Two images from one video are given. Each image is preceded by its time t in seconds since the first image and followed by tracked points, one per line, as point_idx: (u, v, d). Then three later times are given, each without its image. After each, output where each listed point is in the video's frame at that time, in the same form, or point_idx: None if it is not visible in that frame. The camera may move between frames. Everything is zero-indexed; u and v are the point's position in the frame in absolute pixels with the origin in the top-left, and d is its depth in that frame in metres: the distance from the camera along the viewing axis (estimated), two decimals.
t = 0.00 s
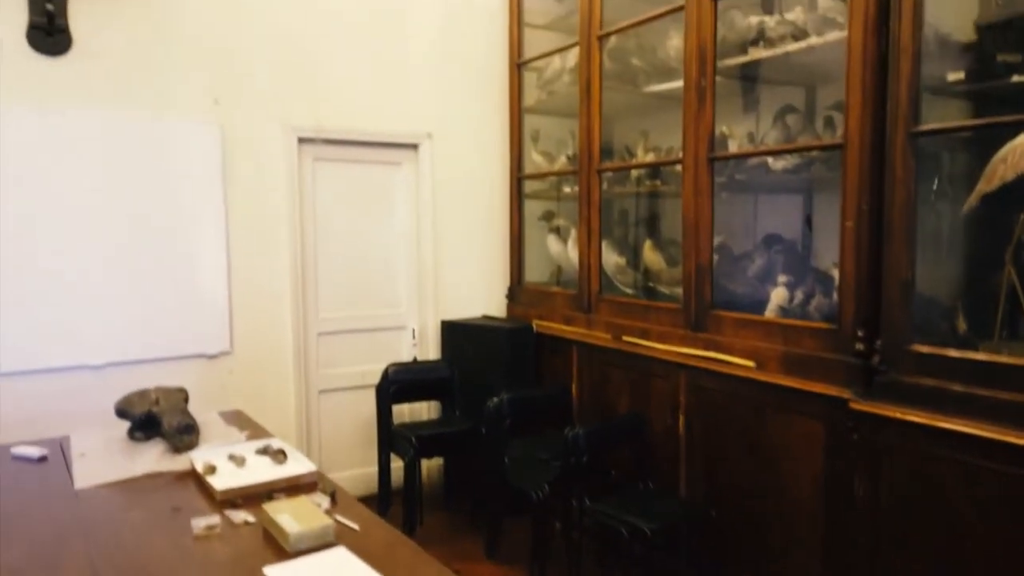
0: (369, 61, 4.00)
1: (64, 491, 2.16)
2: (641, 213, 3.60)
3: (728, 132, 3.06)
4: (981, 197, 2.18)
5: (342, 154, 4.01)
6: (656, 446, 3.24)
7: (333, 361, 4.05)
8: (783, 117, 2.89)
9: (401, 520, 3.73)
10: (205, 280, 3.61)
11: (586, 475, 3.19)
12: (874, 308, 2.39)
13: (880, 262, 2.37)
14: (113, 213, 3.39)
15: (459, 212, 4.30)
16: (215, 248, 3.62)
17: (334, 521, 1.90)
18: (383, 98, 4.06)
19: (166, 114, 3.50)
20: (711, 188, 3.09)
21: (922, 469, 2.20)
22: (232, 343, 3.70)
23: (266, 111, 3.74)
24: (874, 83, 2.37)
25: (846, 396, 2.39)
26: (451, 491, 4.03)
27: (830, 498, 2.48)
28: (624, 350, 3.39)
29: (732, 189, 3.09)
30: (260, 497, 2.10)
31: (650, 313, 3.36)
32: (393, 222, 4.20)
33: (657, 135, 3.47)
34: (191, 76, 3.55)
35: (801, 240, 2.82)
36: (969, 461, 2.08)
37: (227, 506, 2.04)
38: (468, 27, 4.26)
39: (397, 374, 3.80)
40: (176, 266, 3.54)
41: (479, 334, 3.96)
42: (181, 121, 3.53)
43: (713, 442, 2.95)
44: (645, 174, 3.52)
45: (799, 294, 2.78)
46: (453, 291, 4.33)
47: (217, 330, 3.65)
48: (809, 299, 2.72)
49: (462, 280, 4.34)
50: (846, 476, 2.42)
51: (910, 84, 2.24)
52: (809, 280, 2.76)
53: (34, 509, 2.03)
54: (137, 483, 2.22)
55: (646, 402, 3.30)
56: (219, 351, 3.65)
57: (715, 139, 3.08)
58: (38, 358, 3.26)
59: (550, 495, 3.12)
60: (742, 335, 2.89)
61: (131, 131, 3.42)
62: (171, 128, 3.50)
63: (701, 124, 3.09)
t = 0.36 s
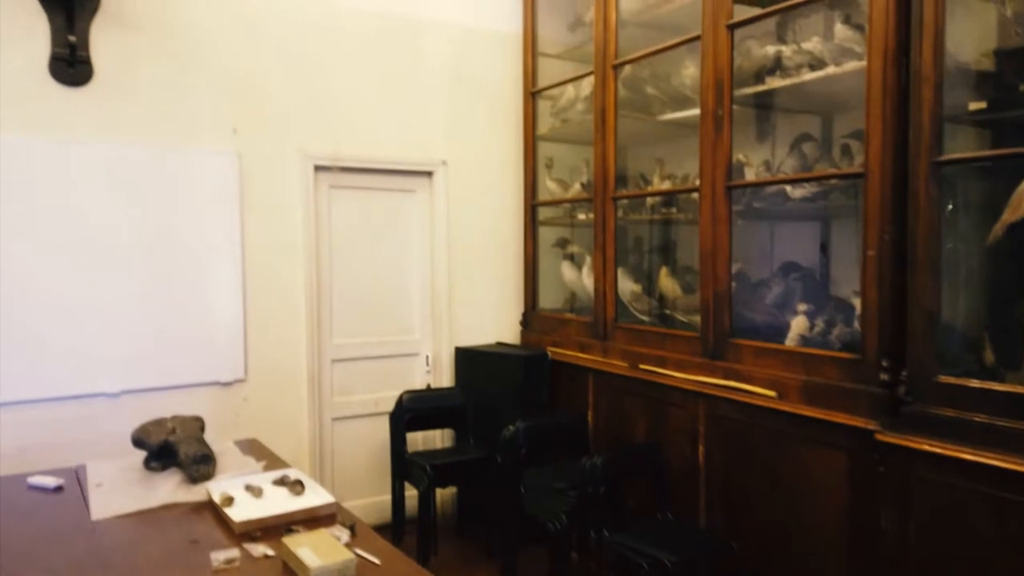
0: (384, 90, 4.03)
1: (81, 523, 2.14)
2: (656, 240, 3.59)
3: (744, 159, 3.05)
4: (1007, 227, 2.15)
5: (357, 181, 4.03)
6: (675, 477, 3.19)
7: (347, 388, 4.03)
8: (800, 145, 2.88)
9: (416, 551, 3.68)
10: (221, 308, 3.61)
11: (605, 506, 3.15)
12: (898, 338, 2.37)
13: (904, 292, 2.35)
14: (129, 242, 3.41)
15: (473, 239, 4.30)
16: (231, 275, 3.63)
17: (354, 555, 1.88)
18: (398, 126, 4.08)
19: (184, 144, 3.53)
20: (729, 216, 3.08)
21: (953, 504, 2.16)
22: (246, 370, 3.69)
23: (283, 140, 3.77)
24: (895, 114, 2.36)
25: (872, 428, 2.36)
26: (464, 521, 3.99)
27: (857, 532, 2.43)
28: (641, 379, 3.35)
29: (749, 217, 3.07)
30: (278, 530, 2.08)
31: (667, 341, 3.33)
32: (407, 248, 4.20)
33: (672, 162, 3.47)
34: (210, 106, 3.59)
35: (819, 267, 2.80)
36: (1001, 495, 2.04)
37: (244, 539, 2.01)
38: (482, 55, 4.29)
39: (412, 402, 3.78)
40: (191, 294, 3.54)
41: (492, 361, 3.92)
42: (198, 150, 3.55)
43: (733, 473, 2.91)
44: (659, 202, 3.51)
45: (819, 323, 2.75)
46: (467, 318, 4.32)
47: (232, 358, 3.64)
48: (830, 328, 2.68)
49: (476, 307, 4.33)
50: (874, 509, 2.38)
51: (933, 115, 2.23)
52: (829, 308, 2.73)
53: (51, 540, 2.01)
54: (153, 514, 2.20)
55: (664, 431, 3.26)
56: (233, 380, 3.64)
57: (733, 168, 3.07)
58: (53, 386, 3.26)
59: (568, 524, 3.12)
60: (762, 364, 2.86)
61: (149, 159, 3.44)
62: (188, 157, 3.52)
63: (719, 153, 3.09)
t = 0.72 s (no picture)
0: (411, 109, 4.04)
1: (115, 543, 2.14)
2: (684, 259, 3.55)
3: (776, 178, 3.02)
4: None
5: (384, 200, 4.04)
6: (707, 499, 3.15)
7: (374, 407, 4.02)
8: (832, 163, 2.85)
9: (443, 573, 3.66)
10: (250, 326, 3.63)
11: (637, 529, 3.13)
12: (939, 360, 2.33)
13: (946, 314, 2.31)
14: (161, 262, 3.44)
15: (500, 257, 4.30)
16: (260, 295, 3.64)
17: None
18: (425, 144, 4.09)
19: (215, 164, 3.56)
20: (761, 235, 3.03)
21: (1002, 532, 2.12)
22: (274, 389, 3.70)
23: (312, 159, 3.79)
24: (935, 133, 2.33)
25: (915, 454, 2.32)
26: (491, 541, 3.96)
27: (901, 560, 2.38)
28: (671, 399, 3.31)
29: (781, 236, 3.03)
30: (311, 552, 2.06)
31: (697, 361, 3.29)
32: (434, 266, 4.20)
33: (701, 181, 3.44)
34: (240, 127, 3.62)
35: (854, 287, 2.76)
36: None
37: (278, 562, 2.00)
38: (508, 74, 4.30)
39: (439, 421, 3.78)
40: (221, 313, 3.56)
41: (517, 379, 3.89)
42: (228, 171, 3.58)
43: (768, 496, 2.86)
44: (688, 221, 3.48)
45: (855, 344, 2.70)
46: (493, 336, 4.30)
47: (260, 377, 3.65)
48: (867, 349, 2.64)
49: (502, 324, 4.31)
50: (919, 536, 2.34)
51: (976, 134, 2.20)
52: (866, 329, 2.68)
53: (86, 562, 2.01)
54: (187, 535, 2.20)
55: (696, 453, 3.22)
56: (262, 398, 3.65)
57: (766, 186, 3.04)
58: (85, 405, 3.29)
59: (598, 547, 3.00)
60: (796, 385, 2.81)
61: (181, 180, 3.47)
62: (219, 177, 3.55)
63: (751, 172, 3.05)
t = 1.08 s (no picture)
0: (446, 126, 4.07)
1: (157, 559, 2.15)
2: (721, 276, 3.51)
3: (818, 193, 2.97)
4: None
5: (419, 216, 4.05)
6: (748, 521, 3.09)
7: (408, 423, 4.02)
8: (874, 178, 2.80)
9: None
10: (286, 342, 3.65)
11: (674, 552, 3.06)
12: (993, 380, 2.27)
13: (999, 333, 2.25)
14: (200, 279, 3.48)
15: (533, 274, 4.29)
16: (297, 312, 3.67)
17: None
18: (459, 161, 4.11)
19: (253, 183, 3.61)
20: (803, 252, 2.97)
21: None
22: (310, 405, 3.71)
23: (348, 176, 3.82)
24: (985, 148, 2.29)
25: (972, 478, 2.25)
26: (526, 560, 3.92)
27: None
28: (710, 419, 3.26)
29: (825, 253, 2.96)
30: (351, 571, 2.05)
31: (737, 380, 3.24)
32: (468, 283, 4.20)
33: (739, 196, 3.40)
34: (278, 145, 3.67)
35: (899, 304, 2.70)
36: None
37: None
38: (541, 91, 4.31)
39: (473, 438, 3.76)
40: (257, 329, 3.59)
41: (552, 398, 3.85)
42: (265, 189, 3.62)
43: (813, 519, 2.81)
44: (725, 236, 3.44)
45: (902, 363, 2.63)
46: (527, 353, 4.28)
47: (296, 393, 3.67)
48: (915, 368, 2.57)
49: (536, 341, 4.29)
50: (975, 563, 2.28)
51: None
52: (913, 347, 2.61)
53: None
54: (227, 552, 2.20)
55: (736, 473, 3.17)
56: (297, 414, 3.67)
57: (807, 201, 2.98)
58: (126, 420, 3.33)
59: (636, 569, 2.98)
60: (841, 405, 2.75)
61: (220, 198, 3.52)
62: (256, 195, 3.59)
63: (792, 187, 3.00)
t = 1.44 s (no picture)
0: (482, 147, 4.08)
1: None
2: (760, 297, 3.45)
3: (862, 213, 2.91)
4: None
5: (455, 237, 4.06)
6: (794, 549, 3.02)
7: (444, 444, 4.01)
8: (919, 197, 2.73)
9: None
10: (324, 363, 3.68)
11: None
12: None
13: None
14: (240, 300, 3.53)
15: (569, 294, 4.27)
16: (334, 332, 3.70)
17: None
18: (495, 182, 4.12)
19: (293, 205, 3.65)
20: (847, 273, 2.91)
21: None
22: (348, 425, 3.73)
23: (386, 197, 3.86)
24: None
25: None
26: None
27: None
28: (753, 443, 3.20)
29: (870, 274, 2.88)
30: None
31: (779, 403, 3.17)
32: (503, 303, 4.19)
33: (779, 216, 3.35)
34: (317, 168, 3.71)
35: (948, 327, 2.63)
36: None
37: None
38: (577, 111, 4.31)
39: (509, 459, 3.73)
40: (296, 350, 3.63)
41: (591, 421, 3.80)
42: (304, 211, 3.67)
43: (863, 547, 2.74)
44: (766, 257, 3.38)
45: (953, 388, 2.56)
46: (562, 373, 4.25)
47: (333, 413, 3.69)
48: (967, 393, 2.50)
49: (572, 361, 4.27)
50: None
51: None
52: (965, 372, 2.54)
53: None
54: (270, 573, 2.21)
55: (780, 499, 3.10)
56: (335, 434, 3.69)
57: (851, 221, 2.92)
58: (168, 440, 3.38)
59: None
60: (890, 431, 2.68)
61: (260, 220, 3.57)
62: (296, 216, 3.64)
63: (836, 207, 2.95)
